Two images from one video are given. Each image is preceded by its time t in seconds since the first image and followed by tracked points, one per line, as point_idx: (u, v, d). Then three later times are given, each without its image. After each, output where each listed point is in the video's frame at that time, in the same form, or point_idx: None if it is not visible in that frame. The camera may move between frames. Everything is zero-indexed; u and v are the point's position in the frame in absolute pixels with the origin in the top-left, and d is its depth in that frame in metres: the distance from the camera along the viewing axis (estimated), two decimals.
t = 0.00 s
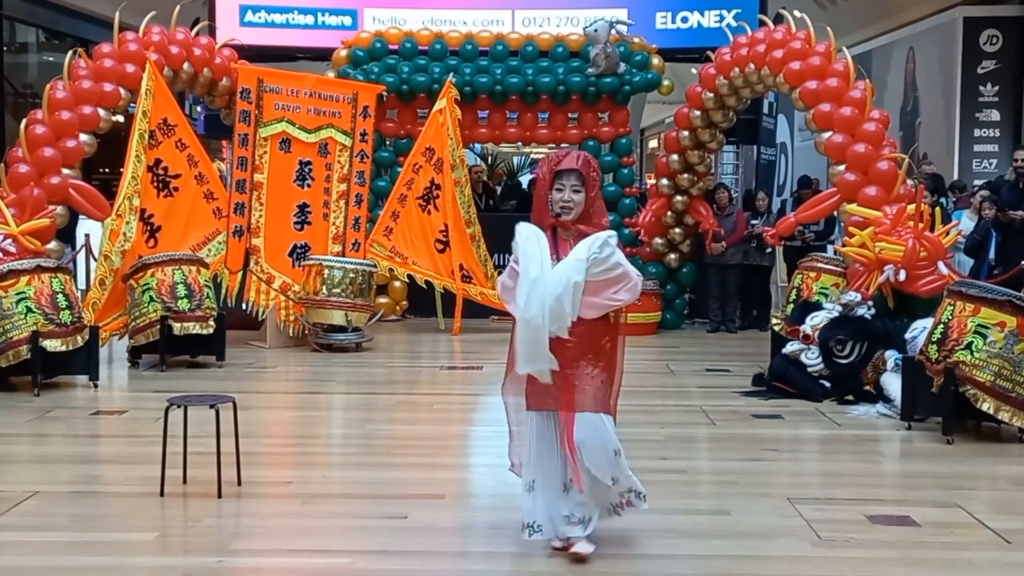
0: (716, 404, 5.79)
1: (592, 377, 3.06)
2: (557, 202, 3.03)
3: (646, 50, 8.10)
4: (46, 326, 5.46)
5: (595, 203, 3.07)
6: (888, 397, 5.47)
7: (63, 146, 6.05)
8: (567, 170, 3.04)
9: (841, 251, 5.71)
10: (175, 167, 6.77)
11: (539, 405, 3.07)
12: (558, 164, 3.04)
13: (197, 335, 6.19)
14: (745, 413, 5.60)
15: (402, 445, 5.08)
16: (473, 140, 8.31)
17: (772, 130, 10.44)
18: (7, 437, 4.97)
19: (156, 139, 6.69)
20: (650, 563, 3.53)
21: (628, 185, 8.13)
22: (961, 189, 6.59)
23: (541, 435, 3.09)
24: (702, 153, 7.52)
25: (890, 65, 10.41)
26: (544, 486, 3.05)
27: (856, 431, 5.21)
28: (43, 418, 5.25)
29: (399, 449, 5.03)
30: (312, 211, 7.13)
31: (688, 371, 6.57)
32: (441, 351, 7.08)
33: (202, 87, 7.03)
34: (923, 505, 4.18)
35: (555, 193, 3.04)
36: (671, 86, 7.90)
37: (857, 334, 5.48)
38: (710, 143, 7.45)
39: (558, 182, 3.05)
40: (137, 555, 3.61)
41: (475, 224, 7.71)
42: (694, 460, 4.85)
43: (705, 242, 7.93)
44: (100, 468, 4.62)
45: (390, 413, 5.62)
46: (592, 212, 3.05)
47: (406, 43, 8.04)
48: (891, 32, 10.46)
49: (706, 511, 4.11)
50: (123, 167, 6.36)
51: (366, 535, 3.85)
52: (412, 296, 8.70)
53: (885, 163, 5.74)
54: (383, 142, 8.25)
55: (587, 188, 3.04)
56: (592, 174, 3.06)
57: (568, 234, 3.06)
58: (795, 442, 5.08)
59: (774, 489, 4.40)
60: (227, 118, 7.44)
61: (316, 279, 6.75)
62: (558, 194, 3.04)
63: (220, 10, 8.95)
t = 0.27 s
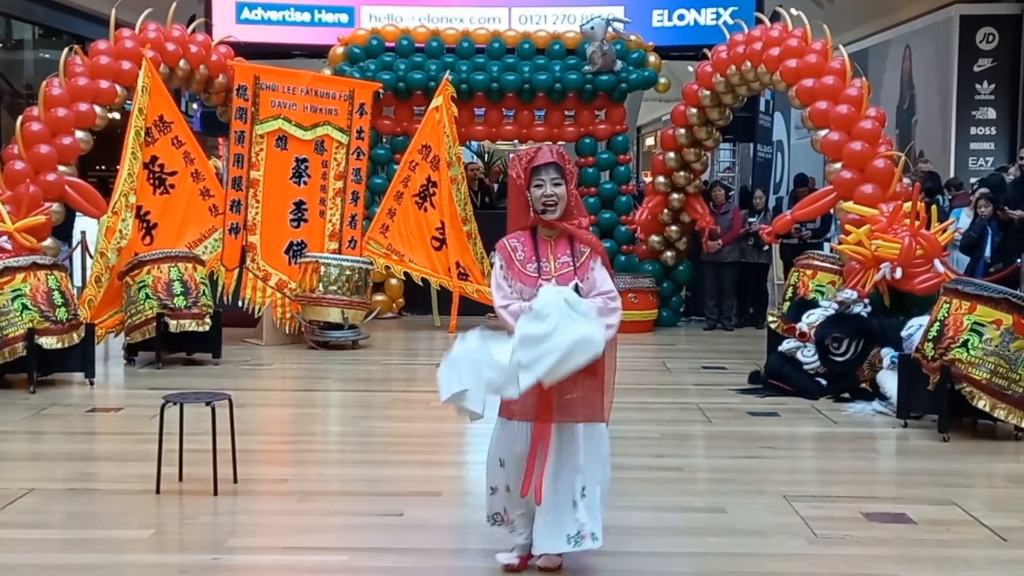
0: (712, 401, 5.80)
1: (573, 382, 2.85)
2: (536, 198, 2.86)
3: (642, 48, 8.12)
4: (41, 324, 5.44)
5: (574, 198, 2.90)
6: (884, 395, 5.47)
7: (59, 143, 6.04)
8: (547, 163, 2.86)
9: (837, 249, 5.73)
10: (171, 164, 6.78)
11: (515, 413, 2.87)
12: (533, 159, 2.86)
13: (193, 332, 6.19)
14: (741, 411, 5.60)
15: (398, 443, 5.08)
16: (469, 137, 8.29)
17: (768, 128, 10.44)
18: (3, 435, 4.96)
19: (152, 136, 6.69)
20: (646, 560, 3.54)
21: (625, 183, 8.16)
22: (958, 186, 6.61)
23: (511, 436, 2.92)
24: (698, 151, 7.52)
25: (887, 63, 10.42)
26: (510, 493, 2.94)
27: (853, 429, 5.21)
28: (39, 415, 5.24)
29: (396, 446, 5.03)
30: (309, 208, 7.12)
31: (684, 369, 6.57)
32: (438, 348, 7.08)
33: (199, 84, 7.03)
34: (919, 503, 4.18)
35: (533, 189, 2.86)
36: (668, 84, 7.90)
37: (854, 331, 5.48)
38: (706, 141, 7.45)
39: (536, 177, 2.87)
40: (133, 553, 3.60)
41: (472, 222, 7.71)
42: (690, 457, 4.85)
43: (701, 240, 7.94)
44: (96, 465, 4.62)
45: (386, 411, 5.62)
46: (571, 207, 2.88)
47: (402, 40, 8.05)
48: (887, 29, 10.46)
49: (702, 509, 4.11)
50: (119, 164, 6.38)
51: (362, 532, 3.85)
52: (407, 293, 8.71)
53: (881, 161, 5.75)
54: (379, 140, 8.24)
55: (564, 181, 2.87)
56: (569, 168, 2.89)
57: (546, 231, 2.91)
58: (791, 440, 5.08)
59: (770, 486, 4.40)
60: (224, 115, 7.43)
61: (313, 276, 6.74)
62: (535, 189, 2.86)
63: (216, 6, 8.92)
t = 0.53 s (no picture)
0: (710, 400, 5.80)
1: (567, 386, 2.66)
2: (522, 197, 2.68)
3: (640, 46, 8.10)
4: (39, 322, 5.44)
5: (561, 191, 2.72)
6: (882, 394, 5.47)
7: (57, 141, 6.04)
8: (529, 157, 2.68)
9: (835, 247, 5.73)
10: (169, 162, 6.74)
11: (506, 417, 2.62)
12: (512, 159, 2.69)
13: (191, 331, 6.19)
14: (739, 409, 5.60)
15: (396, 441, 5.08)
16: (467, 136, 8.27)
17: (767, 126, 10.44)
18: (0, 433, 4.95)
19: (149, 135, 6.65)
20: (644, 559, 3.53)
21: (623, 181, 8.17)
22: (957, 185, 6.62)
23: (495, 440, 2.68)
24: (696, 149, 7.51)
25: (886, 62, 10.42)
26: (489, 503, 2.67)
27: (850, 428, 5.21)
28: (36, 413, 5.24)
29: (394, 445, 5.03)
30: (307, 207, 7.12)
31: (681, 367, 6.57)
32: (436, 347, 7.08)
33: (197, 82, 7.01)
34: (917, 501, 4.18)
35: (517, 188, 2.69)
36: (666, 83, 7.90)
37: (851, 330, 5.49)
38: (704, 139, 7.45)
39: (519, 172, 2.70)
40: (131, 551, 3.60)
41: (469, 220, 7.76)
42: (688, 456, 4.85)
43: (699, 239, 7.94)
44: (93, 464, 4.61)
45: (385, 409, 5.61)
46: (559, 201, 2.70)
47: (400, 39, 8.04)
48: (885, 28, 10.46)
49: (700, 507, 4.11)
50: (116, 162, 6.37)
51: (360, 531, 3.85)
52: (405, 292, 8.71)
53: (879, 160, 5.74)
54: (377, 138, 8.21)
55: (548, 175, 2.69)
56: (552, 161, 2.71)
57: (538, 228, 2.73)
58: (789, 438, 5.08)
59: (768, 485, 4.40)
60: (222, 113, 7.43)
61: (311, 274, 6.74)
62: (521, 189, 2.68)
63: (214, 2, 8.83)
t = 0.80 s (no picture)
0: (707, 396, 5.80)
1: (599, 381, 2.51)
2: (520, 201, 2.55)
3: (638, 43, 8.08)
4: (36, 318, 5.44)
5: (558, 183, 2.58)
6: (879, 390, 5.49)
7: (54, 137, 6.04)
8: (515, 159, 2.55)
9: (832, 244, 5.71)
10: (166, 158, 6.72)
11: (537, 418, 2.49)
12: (499, 165, 2.56)
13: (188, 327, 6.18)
14: (736, 405, 5.60)
15: (393, 437, 5.08)
16: (465, 132, 8.27)
17: (764, 123, 10.43)
18: None
19: (147, 131, 6.65)
20: (641, 554, 3.54)
21: (620, 178, 8.15)
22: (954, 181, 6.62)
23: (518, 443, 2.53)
24: (694, 146, 7.49)
25: (883, 58, 10.41)
26: (511, 505, 2.53)
27: (847, 424, 5.22)
28: (34, 409, 5.24)
29: (391, 441, 5.03)
30: (304, 203, 7.13)
31: (679, 364, 6.57)
32: (433, 343, 7.07)
33: (194, 78, 6.98)
34: (914, 497, 4.18)
35: (512, 194, 2.56)
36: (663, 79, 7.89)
37: (849, 327, 5.50)
38: (702, 136, 7.44)
39: (510, 178, 2.57)
40: (128, 547, 3.60)
41: (467, 216, 7.74)
42: (685, 452, 4.85)
43: (697, 235, 7.93)
44: (91, 460, 4.61)
45: (382, 405, 5.62)
46: (559, 194, 2.58)
47: (398, 35, 8.01)
48: (882, 24, 10.44)
49: (697, 503, 4.11)
50: (113, 158, 6.36)
51: (358, 527, 3.85)
52: (402, 288, 8.71)
53: (877, 156, 5.73)
54: (375, 135, 8.21)
55: (540, 171, 2.56)
56: (542, 155, 2.58)
57: (547, 226, 2.59)
58: (786, 435, 5.08)
59: (765, 481, 4.40)
60: (219, 109, 7.42)
61: (308, 271, 6.74)
62: (517, 193, 2.55)
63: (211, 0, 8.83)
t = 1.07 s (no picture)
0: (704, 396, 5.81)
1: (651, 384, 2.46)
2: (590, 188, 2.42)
3: (635, 43, 8.06)
4: (33, 317, 5.44)
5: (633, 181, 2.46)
6: (875, 390, 5.47)
7: (51, 137, 6.04)
8: (602, 146, 2.43)
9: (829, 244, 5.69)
10: (163, 158, 6.72)
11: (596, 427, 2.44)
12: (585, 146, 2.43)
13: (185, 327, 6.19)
14: (733, 405, 5.61)
15: (390, 437, 5.08)
16: (462, 131, 8.30)
17: (761, 123, 10.43)
18: None
19: (143, 130, 6.66)
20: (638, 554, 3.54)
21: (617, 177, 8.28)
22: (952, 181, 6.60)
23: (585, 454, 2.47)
24: (691, 146, 7.42)
25: (880, 58, 10.41)
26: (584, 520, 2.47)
27: (844, 423, 5.22)
28: (30, 409, 5.24)
29: (388, 441, 5.03)
30: (301, 202, 7.12)
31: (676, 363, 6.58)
32: (430, 342, 7.08)
33: (191, 77, 6.99)
34: (910, 497, 4.19)
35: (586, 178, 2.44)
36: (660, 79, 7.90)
37: (845, 327, 5.51)
38: (699, 136, 7.40)
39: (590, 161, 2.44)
40: (125, 547, 3.60)
41: (464, 216, 7.71)
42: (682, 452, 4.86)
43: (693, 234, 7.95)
44: (88, 459, 4.62)
45: (379, 405, 5.62)
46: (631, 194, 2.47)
47: (395, 34, 8.01)
48: (879, 24, 10.44)
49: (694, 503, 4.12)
50: (110, 158, 6.36)
51: (355, 527, 3.85)
52: (399, 288, 8.72)
53: (873, 156, 5.74)
54: (371, 134, 8.21)
55: (621, 164, 2.43)
56: (627, 149, 2.45)
57: (606, 219, 2.47)
58: (783, 434, 5.09)
59: (762, 481, 4.41)
60: (216, 109, 7.42)
61: (305, 270, 6.74)
62: (591, 179, 2.42)
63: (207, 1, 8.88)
